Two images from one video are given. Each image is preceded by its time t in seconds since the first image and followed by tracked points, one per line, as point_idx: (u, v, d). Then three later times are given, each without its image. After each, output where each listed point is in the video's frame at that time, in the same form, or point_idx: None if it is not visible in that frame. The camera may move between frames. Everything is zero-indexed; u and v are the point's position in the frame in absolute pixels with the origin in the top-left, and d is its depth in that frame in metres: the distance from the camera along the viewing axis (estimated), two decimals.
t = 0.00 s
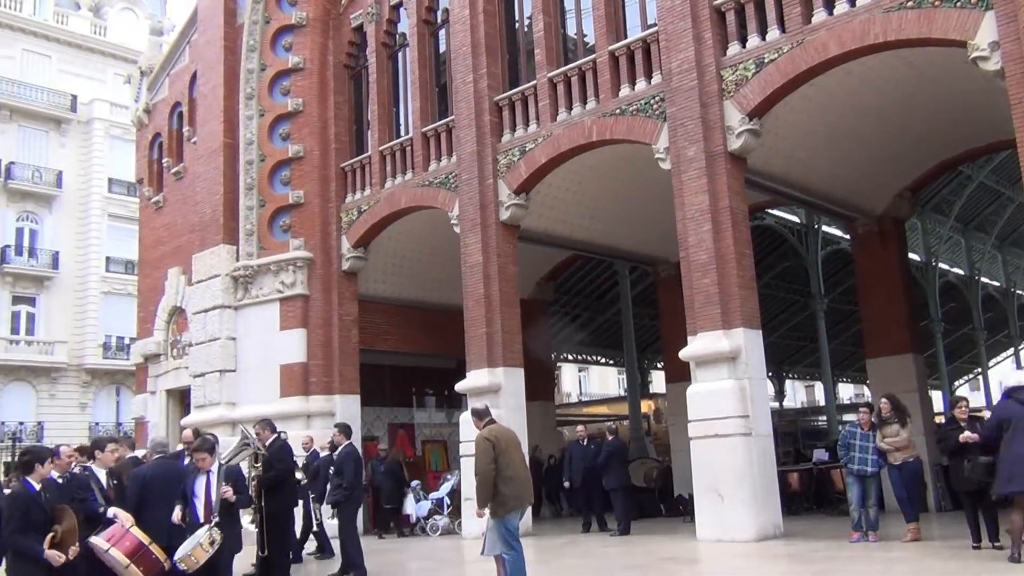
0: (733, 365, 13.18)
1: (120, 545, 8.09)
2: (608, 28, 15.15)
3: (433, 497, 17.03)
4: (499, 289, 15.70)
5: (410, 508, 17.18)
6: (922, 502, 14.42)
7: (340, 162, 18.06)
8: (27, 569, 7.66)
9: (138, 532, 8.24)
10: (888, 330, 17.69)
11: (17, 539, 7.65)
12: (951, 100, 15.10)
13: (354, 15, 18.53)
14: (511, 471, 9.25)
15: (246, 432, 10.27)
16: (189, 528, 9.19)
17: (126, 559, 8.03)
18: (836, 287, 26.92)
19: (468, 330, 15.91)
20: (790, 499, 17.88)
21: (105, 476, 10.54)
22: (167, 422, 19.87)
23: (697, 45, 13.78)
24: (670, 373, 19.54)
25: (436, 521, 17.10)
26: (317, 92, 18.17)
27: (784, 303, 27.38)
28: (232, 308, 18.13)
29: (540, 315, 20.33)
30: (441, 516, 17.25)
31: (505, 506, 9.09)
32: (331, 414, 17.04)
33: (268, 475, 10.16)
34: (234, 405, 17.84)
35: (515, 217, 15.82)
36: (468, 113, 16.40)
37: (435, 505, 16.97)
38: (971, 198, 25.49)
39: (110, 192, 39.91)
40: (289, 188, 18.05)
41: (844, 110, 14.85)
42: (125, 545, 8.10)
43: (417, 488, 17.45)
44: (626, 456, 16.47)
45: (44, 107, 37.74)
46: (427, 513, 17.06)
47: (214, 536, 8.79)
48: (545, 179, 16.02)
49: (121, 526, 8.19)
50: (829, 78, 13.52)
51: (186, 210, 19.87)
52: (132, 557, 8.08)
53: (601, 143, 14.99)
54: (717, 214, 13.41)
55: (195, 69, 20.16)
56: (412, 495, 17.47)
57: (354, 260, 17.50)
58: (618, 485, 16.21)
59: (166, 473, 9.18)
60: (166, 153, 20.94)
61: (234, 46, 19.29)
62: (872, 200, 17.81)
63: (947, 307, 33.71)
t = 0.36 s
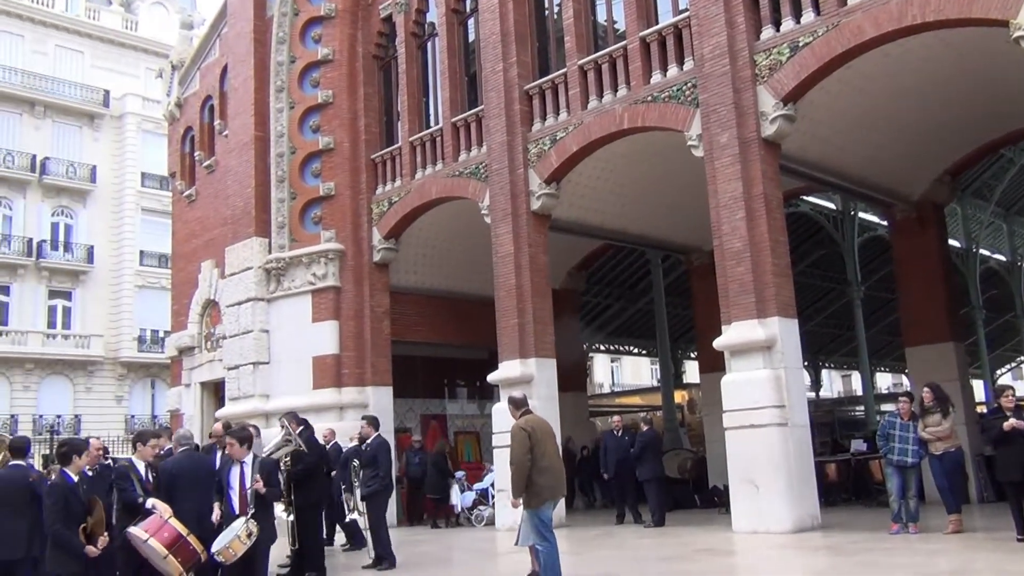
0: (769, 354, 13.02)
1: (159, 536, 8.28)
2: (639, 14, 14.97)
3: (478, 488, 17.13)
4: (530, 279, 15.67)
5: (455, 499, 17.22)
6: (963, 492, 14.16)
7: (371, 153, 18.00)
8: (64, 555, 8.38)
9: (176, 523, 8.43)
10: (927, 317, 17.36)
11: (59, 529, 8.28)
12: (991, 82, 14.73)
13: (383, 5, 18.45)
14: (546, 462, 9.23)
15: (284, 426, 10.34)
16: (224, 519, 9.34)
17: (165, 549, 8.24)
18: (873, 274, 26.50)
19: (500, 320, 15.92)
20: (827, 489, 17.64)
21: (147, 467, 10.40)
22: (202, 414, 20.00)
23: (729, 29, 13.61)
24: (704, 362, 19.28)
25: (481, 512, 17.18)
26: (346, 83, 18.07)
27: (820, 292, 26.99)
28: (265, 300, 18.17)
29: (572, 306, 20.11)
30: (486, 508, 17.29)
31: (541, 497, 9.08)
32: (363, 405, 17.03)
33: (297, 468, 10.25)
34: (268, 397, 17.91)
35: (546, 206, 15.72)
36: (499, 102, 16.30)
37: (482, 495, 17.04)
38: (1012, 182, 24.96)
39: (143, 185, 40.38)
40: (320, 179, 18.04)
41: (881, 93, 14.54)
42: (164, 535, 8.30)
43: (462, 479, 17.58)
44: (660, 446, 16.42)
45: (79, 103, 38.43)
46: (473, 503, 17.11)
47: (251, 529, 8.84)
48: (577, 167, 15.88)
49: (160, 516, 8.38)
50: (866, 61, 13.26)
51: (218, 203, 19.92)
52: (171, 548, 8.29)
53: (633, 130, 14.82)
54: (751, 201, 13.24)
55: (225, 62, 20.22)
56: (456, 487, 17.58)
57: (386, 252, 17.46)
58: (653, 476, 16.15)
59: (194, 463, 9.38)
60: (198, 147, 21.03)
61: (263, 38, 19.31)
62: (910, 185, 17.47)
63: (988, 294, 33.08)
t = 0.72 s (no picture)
0: (806, 344, 12.58)
1: (179, 530, 8.09)
2: None
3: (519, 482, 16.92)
4: (559, 268, 15.35)
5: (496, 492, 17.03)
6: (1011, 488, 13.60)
7: (395, 140, 17.61)
8: (93, 549, 8.25)
9: (196, 517, 8.23)
10: (970, 305, 16.72)
11: (90, 521, 8.15)
12: None
13: None
14: (576, 456, 9.05)
15: (298, 418, 10.43)
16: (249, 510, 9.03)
17: (182, 544, 8.03)
18: (915, 261, 25.74)
19: (529, 310, 15.64)
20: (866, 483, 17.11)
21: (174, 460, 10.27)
22: (226, 406, 19.82)
23: (764, 8, 13.17)
24: (738, 352, 18.71)
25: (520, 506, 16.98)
26: (369, 68, 17.66)
27: (859, 280, 26.28)
28: (288, 291, 17.83)
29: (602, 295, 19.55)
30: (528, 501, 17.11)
31: (569, 491, 8.92)
32: (389, 397, 16.71)
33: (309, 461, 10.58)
34: (292, 388, 17.60)
35: (575, 192, 15.32)
36: (525, 86, 15.88)
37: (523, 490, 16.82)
38: None
39: (165, 175, 40.21)
40: (343, 167, 17.66)
41: (924, 72, 13.94)
42: (182, 530, 8.09)
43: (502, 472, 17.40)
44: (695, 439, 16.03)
45: (100, 92, 38.38)
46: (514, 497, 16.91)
47: (273, 521, 8.65)
48: (606, 152, 15.45)
49: (180, 510, 8.19)
50: (908, 39, 12.70)
51: (240, 191, 19.62)
52: (189, 543, 8.08)
53: (664, 114, 14.33)
54: (787, 185, 12.81)
55: (247, 48, 19.91)
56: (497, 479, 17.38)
57: (411, 241, 17.07)
58: (687, 469, 15.77)
59: (218, 455, 8.89)
60: (220, 135, 20.74)
61: (285, 24, 18.97)
62: (955, 167, 16.81)
63: None
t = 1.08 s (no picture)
0: (845, 333, 12.16)
1: (198, 525, 8.33)
2: None
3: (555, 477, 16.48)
4: (589, 255, 15.00)
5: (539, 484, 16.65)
6: None
7: (420, 126, 17.20)
8: (117, 543, 8.20)
9: (216, 512, 8.47)
10: (1015, 292, 16.11)
11: (114, 513, 8.08)
12: None
13: None
14: (608, 446, 9.11)
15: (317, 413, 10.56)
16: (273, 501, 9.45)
17: (203, 539, 8.28)
18: (958, 247, 24.99)
19: (558, 298, 15.33)
20: (906, 476, 16.56)
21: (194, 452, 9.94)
22: (250, 397, 19.57)
23: None
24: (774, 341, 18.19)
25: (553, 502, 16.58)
26: (393, 51, 17.26)
27: (898, 267, 25.56)
28: (312, 280, 17.52)
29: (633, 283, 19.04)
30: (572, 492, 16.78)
31: (602, 482, 9.01)
32: (415, 389, 16.40)
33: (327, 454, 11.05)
34: (317, 379, 17.31)
35: (604, 177, 14.92)
36: (553, 68, 15.44)
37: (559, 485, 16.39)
38: None
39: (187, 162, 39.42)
40: (367, 154, 17.30)
41: (969, 50, 13.35)
42: (204, 525, 8.33)
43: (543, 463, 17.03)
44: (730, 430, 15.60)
45: (121, 79, 37.84)
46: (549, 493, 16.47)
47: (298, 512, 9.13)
48: (636, 136, 15.02)
49: (201, 505, 8.44)
50: (951, 15, 12.21)
51: (263, 179, 19.31)
52: (211, 538, 8.34)
53: (696, 96, 13.90)
54: (825, 168, 12.39)
55: (269, 33, 19.57)
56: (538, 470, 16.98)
57: (436, 229, 16.68)
58: (721, 461, 15.37)
59: (247, 449, 9.22)
60: (242, 122, 20.43)
61: (307, 8, 18.59)
62: (1000, 150, 16.19)
63: None
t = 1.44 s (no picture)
0: (885, 318, 11.67)
1: (226, 513, 8.18)
2: None
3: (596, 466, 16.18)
4: (619, 239, 14.59)
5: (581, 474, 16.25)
6: None
7: (444, 107, 16.76)
8: (144, 533, 7.95)
9: (244, 500, 8.32)
10: None
11: (143, 504, 7.83)
12: None
13: None
14: (640, 436, 8.97)
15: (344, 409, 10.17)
16: (302, 491, 9.20)
17: (231, 527, 8.14)
18: (1003, 229, 24.23)
19: (587, 284, 14.95)
20: (948, 467, 16.00)
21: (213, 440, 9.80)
22: (274, 386, 19.33)
23: None
24: (811, 328, 17.68)
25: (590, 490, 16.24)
26: (417, 31, 16.83)
27: (939, 250, 24.85)
28: (336, 267, 17.18)
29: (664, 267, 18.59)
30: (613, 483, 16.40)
31: (633, 472, 8.87)
32: (442, 377, 16.05)
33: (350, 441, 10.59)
34: (341, 368, 16.99)
35: (635, 159, 14.48)
36: (582, 47, 14.98)
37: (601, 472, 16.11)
38: None
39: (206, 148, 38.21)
40: (391, 137, 16.88)
41: (1016, 21, 12.74)
42: (232, 512, 8.19)
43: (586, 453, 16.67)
44: (766, 419, 15.13)
45: (137, 62, 36.63)
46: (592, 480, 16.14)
47: (323, 502, 8.85)
48: (668, 116, 14.56)
49: (228, 493, 8.28)
50: None
51: (285, 163, 18.95)
52: (237, 526, 8.17)
53: (730, 74, 13.42)
54: (864, 147, 11.91)
55: (289, 14, 19.15)
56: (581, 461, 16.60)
57: (462, 213, 16.26)
58: (757, 451, 14.91)
59: (277, 438, 9.06)
60: (263, 105, 20.04)
61: None
62: None
63: None
